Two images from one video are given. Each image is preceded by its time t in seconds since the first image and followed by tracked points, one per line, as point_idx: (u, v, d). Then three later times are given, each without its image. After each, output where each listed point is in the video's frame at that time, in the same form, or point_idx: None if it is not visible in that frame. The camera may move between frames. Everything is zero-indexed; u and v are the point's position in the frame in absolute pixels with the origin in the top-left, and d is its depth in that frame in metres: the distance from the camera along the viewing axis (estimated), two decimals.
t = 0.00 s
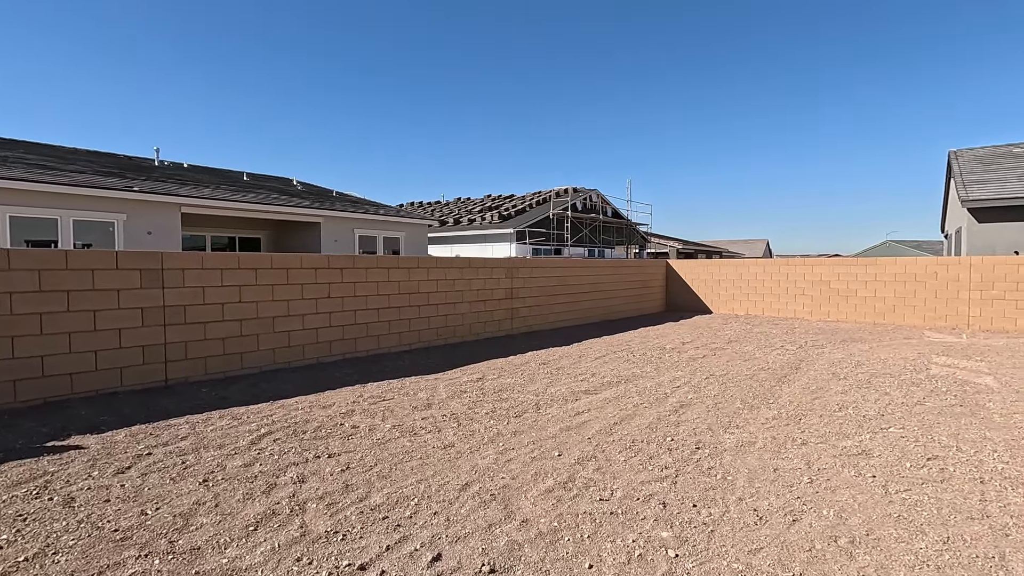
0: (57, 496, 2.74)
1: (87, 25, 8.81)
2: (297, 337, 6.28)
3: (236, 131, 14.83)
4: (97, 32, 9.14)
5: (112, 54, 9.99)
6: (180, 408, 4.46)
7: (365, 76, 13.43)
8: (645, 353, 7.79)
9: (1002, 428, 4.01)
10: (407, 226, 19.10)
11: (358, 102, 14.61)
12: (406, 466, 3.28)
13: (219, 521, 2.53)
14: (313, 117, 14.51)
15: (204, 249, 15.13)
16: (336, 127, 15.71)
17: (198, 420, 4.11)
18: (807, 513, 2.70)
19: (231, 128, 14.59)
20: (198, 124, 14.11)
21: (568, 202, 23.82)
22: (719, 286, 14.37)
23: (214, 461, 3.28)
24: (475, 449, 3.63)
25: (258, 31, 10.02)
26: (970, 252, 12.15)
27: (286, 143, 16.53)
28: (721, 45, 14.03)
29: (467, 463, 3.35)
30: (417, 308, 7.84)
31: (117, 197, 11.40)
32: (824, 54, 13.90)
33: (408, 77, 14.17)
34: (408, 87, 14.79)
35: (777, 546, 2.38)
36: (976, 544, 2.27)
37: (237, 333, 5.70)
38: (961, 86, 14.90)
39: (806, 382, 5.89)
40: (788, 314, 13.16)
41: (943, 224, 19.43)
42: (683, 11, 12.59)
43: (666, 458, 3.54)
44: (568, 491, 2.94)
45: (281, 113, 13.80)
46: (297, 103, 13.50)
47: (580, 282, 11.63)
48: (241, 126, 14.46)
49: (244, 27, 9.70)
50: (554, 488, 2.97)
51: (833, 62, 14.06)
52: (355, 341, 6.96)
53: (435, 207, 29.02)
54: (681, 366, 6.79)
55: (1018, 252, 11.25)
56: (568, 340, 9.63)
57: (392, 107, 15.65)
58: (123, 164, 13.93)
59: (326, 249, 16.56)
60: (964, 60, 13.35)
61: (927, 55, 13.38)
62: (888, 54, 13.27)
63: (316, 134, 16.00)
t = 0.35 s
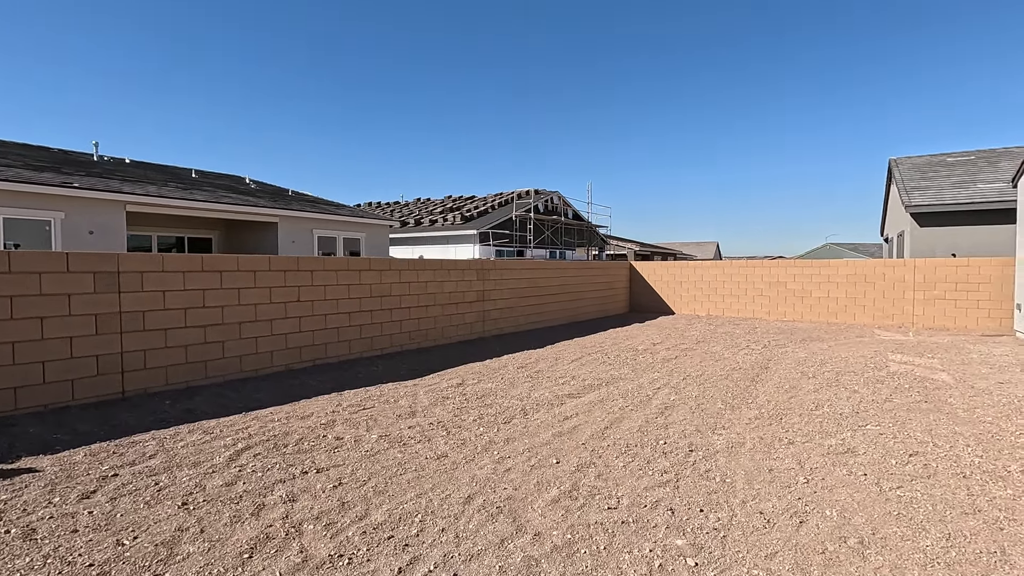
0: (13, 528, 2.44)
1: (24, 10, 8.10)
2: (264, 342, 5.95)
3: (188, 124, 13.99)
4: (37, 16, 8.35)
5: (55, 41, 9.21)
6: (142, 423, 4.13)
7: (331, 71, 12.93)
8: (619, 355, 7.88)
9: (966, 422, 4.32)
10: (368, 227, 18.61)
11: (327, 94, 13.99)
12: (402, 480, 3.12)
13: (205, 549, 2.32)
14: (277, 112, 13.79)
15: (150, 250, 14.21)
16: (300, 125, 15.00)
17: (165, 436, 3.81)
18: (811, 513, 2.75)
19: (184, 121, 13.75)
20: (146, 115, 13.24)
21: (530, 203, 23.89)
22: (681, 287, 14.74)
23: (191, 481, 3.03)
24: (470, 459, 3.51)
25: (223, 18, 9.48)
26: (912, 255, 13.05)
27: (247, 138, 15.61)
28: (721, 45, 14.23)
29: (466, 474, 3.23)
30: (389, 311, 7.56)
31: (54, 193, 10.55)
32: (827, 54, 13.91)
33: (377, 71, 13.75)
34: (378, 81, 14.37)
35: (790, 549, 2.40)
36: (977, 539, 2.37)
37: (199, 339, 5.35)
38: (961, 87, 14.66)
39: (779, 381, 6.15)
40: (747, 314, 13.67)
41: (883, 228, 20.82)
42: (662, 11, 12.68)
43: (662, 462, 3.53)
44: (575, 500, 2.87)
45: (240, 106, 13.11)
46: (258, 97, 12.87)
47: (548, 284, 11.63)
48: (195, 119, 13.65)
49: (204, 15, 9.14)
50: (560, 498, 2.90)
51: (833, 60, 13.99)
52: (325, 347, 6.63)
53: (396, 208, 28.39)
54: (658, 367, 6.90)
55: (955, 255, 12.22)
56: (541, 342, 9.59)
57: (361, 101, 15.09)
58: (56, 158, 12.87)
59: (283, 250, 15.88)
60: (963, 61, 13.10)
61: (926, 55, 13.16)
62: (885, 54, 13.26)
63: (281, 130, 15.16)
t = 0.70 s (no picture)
0: None
1: None
2: (244, 347, 5.65)
3: (156, 106, 13.38)
4: None
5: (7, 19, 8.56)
6: (117, 436, 3.84)
7: (310, 53, 12.61)
8: (606, 357, 7.88)
9: (953, 420, 4.53)
10: (339, 227, 18.14)
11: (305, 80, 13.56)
12: (411, 492, 2.97)
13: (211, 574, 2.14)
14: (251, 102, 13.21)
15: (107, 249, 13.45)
16: (275, 108, 14.53)
17: (146, 449, 3.55)
18: (831, 517, 2.76)
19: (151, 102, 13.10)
20: (113, 96, 12.62)
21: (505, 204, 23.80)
22: (657, 288, 14.91)
23: (181, 500, 2.81)
24: (479, 467, 3.39)
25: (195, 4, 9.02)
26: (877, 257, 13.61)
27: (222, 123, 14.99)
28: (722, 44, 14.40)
29: (477, 484, 3.11)
30: (373, 313, 7.32)
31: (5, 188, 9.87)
32: (834, 55, 13.90)
33: (362, 54, 13.59)
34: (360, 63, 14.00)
35: (820, 554, 2.39)
36: (997, 539, 2.44)
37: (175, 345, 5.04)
38: (960, 88, 14.42)
39: (767, 382, 6.28)
40: (721, 314, 13.94)
41: (844, 232, 21.68)
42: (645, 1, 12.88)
43: (672, 467, 3.49)
44: (595, 509, 2.80)
45: (215, 83, 12.61)
46: (231, 74, 12.41)
47: (529, 285, 11.56)
48: (164, 101, 13.05)
49: None
50: (580, 506, 2.82)
51: (837, 60, 14.03)
52: (307, 351, 6.35)
53: (367, 208, 27.79)
54: (647, 368, 6.93)
55: (918, 257, 12.81)
56: (524, 345, 9.50)
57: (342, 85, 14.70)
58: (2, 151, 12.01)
59: (252, 250, 15.28)
60: (962, 60, 12.89)
61: (928, 55, 13.05)
62: (890, 54, 13.23)
63: (258, 113, 14.57)
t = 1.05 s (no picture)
0: None
1: None
2: (251, 350, 5.45)
3: (152, 107, 13.04)
4: None
5: None
6: (126, 445, 3.62)
7: (311, 53, 12.39)
8: (617, 358, 7.78)
9: (983, 421, 4.48)
10: (334, 226, 17.85)
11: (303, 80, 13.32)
12: (450, 504, 2.81)
13: None
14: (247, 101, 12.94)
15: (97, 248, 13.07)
16: (274, 107, 14.25)
17: (159, 459, 3.34)
18: (891, 528, 2.66)
19: (147, 103, 12.75)
20: (107, 96, 12.25)
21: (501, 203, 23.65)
22: (658, 289, 14.85)
23: (205, 516, 2.62)
24: (514, 476, 3.25)
25: None
26: (876, 258, 13.68)
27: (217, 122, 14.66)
28: (721, 44, 14.35)
29: (517, 495, 2.96)
30: (380, 314, 7.13)
31: None
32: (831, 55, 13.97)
33: (364, 53, 13.39)
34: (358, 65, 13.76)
35: (893, 568, 2.29)
36: None
37: (181, 347, 4.82)
38: (962, 88, 14.57)
39: (784, 384, 6.21)
40: (722, 315, 13.91)
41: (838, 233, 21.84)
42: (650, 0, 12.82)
43: (712, 474, 3.37)
44: (647, 521, 2.66)
45: (213, 83, 12.32)
46: (231, 73, 12.13)
47: (532, 286, 11.42)
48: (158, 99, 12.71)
49: None
50: (631, 518, 2.69)
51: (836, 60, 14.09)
52: (314, 354, 6.16)
53: (361, 208, 27.50)
54: (661, 370, 6.82)
55: (917, 258, 12.87)
56: (530, 346, 9.36)
57: (341, 84, 14.48)
58: None
59: (246, 250, 14.98)
60: (965, 61, 13.03)
61: (926, 56, 13.19)
62: (893, 54, 13.33)
63: (256, 113, 14.28)
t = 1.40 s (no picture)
0: None
1: None
2: (268, 355, 5.31)
3: (150, 107, 12.79)
4: None
5: None
6: (150, 456, 3.48)
7: (313, 53, 12.19)
8: (631, 361, 7.71)
9: (1014, 425, 4.46)
10: (333, 227, 17.65)
11: (304, 78, 13.14)
12: (502, 518, 2.71)
13: None
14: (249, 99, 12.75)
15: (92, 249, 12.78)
16: (274, 108, 14.01)
17: (188, 472, 3.21)
18: (956, 539, 2.60)
19: (145, 104, 12.46)
20: (103, 96, 11.96)
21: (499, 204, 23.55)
22: (661, 291, 14.84)
23: (248, 534, 2.50)
24: (559, 486, 3.16)
25: None
26: (877, 259, 13.75)
27: (215, 123, 14.41)
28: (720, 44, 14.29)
29: (568, 507, 2.87)
30: (393, 318, 7.01)
31: None
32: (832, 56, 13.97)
33: (366, 53, 13.23)
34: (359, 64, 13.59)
35: None
36: None
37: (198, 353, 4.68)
38: (962, 88, 14.64)
39: (805, 388, 6.16)
40: (725, 316, 13.91)
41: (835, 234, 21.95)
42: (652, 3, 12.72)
43: (759, 482, 3.30)
44: (708, 534, 2.59)
45: (213, 83, 12.08)
46: (232, 73, 11.90)
47: (538, 289, 11.34)
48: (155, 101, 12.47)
49: None
50: (690, 531, 2.61)
51: (837, 62, 14.11)
52: (330, 358, 6.02)
53: (357, 208, 27.24)
54: (678, 373, 6.76)
55: (919, 259, 12.94)
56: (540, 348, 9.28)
57: (341, 84, 14.28)
58: None
59: (245, 251, 14.75)
60: (964, 61, 13.08)
61: (931, 55, 13.24)
62: (894, 54, 13.39)
63: (255, 114, 14.04)
